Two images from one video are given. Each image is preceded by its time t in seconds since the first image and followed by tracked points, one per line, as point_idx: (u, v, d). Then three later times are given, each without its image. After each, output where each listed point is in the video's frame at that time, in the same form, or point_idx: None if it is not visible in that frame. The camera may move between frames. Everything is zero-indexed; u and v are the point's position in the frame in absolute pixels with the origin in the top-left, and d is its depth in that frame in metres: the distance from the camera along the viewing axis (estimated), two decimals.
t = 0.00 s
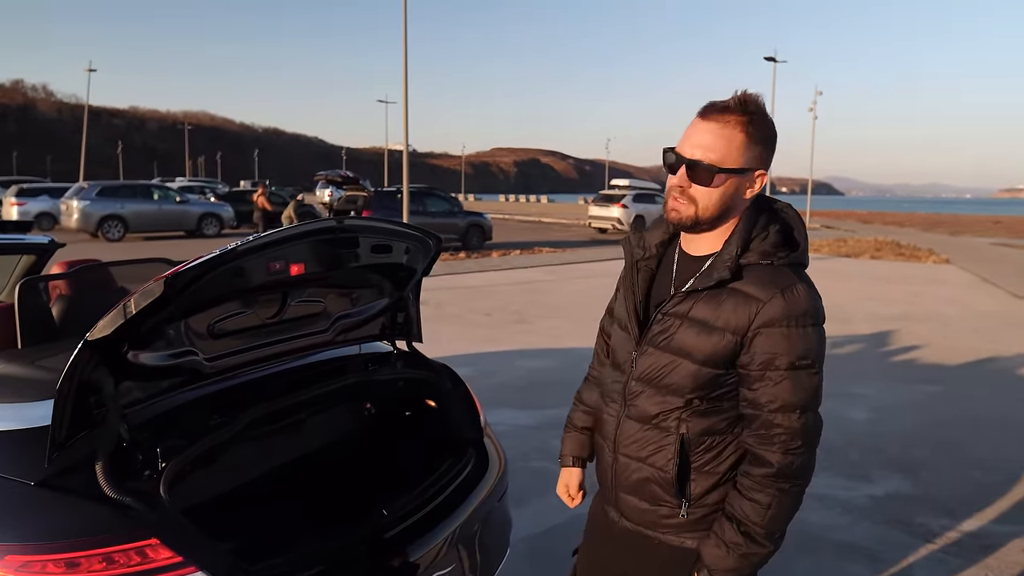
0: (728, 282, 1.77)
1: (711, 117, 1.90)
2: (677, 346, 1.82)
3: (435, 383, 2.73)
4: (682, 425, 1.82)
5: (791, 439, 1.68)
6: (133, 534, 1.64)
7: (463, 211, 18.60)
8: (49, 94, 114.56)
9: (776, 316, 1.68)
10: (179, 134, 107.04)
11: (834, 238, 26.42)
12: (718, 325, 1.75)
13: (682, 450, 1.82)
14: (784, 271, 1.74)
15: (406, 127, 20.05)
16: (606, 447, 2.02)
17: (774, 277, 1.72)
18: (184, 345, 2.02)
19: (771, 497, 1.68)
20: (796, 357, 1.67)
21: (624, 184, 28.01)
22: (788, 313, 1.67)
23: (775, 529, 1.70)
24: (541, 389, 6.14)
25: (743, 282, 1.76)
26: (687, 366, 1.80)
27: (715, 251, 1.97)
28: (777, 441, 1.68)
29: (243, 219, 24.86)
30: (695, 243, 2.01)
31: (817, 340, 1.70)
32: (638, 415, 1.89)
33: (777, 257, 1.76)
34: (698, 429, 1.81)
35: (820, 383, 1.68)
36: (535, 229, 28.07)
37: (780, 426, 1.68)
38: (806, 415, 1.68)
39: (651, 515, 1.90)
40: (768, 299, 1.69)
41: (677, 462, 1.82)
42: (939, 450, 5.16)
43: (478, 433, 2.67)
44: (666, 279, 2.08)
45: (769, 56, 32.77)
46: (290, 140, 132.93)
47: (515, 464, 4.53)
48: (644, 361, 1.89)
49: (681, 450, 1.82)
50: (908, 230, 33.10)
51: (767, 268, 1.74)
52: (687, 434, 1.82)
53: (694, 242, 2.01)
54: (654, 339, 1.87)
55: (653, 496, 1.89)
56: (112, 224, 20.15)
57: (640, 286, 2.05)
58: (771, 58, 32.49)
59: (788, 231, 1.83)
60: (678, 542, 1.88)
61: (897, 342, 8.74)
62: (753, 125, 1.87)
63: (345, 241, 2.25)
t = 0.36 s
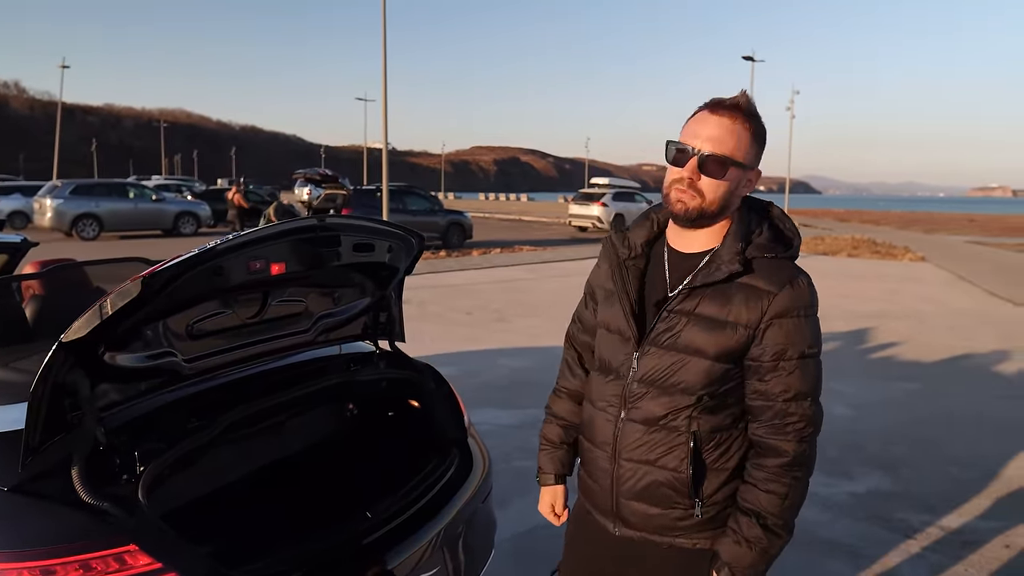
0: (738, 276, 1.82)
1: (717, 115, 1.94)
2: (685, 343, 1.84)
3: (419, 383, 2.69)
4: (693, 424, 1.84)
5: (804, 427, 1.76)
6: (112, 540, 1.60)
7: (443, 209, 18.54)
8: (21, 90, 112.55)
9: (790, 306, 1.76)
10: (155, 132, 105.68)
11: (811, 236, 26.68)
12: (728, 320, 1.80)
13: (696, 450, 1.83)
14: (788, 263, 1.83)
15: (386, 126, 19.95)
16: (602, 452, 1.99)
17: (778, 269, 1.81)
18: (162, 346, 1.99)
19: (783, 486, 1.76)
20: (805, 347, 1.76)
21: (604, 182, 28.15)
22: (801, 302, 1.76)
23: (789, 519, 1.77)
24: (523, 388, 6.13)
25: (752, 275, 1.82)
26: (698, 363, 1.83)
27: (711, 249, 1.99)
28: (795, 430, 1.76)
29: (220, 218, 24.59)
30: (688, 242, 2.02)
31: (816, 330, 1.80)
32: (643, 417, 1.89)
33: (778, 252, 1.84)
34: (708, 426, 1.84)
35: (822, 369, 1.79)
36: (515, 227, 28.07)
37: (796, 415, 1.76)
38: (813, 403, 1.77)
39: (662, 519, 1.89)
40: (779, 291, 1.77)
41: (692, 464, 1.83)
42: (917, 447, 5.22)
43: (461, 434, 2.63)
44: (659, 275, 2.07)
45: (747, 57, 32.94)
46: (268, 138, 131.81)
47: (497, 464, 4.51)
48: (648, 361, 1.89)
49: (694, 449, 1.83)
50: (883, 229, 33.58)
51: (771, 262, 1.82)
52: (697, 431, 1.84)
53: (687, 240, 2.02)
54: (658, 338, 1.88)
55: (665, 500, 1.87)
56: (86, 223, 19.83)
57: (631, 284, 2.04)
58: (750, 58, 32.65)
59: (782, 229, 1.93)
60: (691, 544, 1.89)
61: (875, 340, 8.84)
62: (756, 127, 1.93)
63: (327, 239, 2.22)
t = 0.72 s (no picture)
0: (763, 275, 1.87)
1: (722, 119, 1.95)
2: (712, 344, 1.87)
3: (432, 386, 2.68)
4: (725, 423, 1.87)
5: (829, 418, 1.85)
6: (131, 543, 1.59)
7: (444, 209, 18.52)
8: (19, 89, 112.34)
9: (815, 300, 1.83)
10: (154, 131, 105.53)
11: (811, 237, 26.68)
12: (756, 319, 1.85)
13: (730, 450, 1.86)
14: (801, 259, 1.91)
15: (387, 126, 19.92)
16: (627, 462, 1.96)
17: (796, 265, 1.89)
18: (177, 347, 1.97)
19: (814, 477, 1.84)
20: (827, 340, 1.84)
21: (605, 182, 28.17)
22: (822, 295, 1.85)
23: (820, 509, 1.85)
24: (528, 388, 6.12)
25: (776, 274, 1.88)
26: (727, 363, 1.86)
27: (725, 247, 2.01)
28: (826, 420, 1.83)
29: (220, 217, 24.56)
30: (701, 243, 2.03)
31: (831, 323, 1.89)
32: (675, 421, 1.89)
33: (793, 250, 1.92)
34: (739, 424, 1.88)
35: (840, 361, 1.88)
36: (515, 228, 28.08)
37: (822, 406, 1.84)
38: (833, 395, 1.87)
39: (701, 523, 1.88)
40: (802, 285, 1.84)
41: (727, 464, 1.86)
42: (923, 449, 5.22)
43: (472, 436, 2.63)
44: (675, 281, 2.06)
45: (747, 58, 32.94)
46: (268, 137, 131.72)
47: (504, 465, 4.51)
48: (675, 365, 1.89)
49: (727, 449, 1.86)
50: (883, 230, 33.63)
51: (790, 259, 1.89)
52: (729, 431, 1.87)
53: (700, 241, 2.04)
54: (687, 341, 1.88)
55: (702, 503, 1.87)
56: (86, 221, 19.78)
57: (649, 284, 1.99)
58: (749, 59, 32.61)
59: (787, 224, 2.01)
60: (730, 545, 1.90)
61: (877, 341, 8.84)
62: (758, 127, 1.97)
63: (342, 240, 2.21)
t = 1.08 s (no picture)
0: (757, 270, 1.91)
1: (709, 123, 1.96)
2: (714, 342, 1.88)
3: (445, 388, 2.67)
4: (732, 421, 1.87)
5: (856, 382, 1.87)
6: (152, 549, 1.58)
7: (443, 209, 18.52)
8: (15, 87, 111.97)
9: (807, 290, 1.88)
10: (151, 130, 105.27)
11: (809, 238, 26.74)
12: (754, 314, 1.88)
13: (737, 447, 1.87)
14: (789, 253, 1.95)
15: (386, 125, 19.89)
16: (635, 464, 1.95)
17: (788, 258, 1.93)
18: (197, 351, 1.97)
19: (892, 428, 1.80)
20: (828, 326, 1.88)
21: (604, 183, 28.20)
22: (814, 286, 1.90)
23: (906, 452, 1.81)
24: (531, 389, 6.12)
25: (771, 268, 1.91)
26: (730, 359, 1.87)
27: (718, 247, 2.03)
28: (833, 410, 1.85)
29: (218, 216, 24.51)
30: (691, 244, 2.05)
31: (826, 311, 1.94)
32: (681, 421, 1.88)
33: (782, 244, 1.96)
34: (745, 421, 1.89)
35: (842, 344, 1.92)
36: (514, 227, 28.09)
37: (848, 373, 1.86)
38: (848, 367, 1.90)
39: (711, 522, 1.88)
40: (794, 276, 1.89)
41: (735, 460, 1.86)
42: (927, 450, 5.23)
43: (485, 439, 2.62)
44: (668, 283, 2.05)
45: (746, 59, 32.96)
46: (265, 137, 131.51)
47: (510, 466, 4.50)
48: (679, 366, 1.90)
49: (735, 446, 1.87)
50: (881, 231, 33.73)
51: (781, 253, 1.93)
52: (736, 428, 1.88)
53: (690, 242, 2.05)
54: (690, 341, 1.89)
55: (713, 501, 1.87)
56: (83, 220, 19.71)
57: (644, 289, 1.97)
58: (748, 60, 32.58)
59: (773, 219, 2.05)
60: (739, 541, 1.90)
61: (878, 342, 8.87)
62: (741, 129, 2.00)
63: (359, 242, 2.20)
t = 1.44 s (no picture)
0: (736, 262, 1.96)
1: (685, 124, 1.99)
2: (698, 335, 1.92)
3: (459, 393, 2.67)
4: (718, 412, 1.92)
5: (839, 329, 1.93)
6: (179, 554, 1.57)
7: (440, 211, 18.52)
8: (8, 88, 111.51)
9: (784, 277, 1.93)
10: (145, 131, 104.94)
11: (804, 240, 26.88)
12: (734, 305, 1.93)
13: (723, 436, 1.91)
14: (765, 246, 2.01)
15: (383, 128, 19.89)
16: (623, 456, 1.98)
17: (763, 251, 1.98)
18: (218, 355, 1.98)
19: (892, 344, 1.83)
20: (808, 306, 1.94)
21: (600, 185, 28.26)
22: (791, 272, 1.95)
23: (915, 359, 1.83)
24: (534, 391, 6.13)
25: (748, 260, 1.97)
26: (714, 351, 1.92)
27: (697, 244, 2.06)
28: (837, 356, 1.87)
29: (214, 218, 24.45)
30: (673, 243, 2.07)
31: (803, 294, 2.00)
32: (668, 413, 1.92)
33: (757, 238, 2.01)
34: (731, 411, 1.93)
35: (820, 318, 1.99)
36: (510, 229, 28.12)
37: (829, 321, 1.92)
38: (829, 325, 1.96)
39: (698, 509, 1.92)
40: (769, 265, 1.95)
41: (721, 449, 1.90)
42: (930, 452, 5.26)
43: (499, 443, 2.63)
44: (649, 280, 2.09)
45: (741, 62, 33.02)
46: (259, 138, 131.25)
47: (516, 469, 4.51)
48: (665, 360, 1.93)
49: (721, 436, 1.91)
50: (876, 233, 33.89)
51: (756, 246, 1.99)
52: (723, 417, 1.92)
53: (671, 242, 2.07)
54: (675, 335, 1.93)
55: (700, 489, 1.91)
56: (79, 222, 19.64)
57: (627, 285, 2.00)
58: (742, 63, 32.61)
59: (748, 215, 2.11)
60: (724, 528, 1.95)
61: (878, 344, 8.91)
62: (714, 130, 2.05)
63: (378, 247, 2.21)
